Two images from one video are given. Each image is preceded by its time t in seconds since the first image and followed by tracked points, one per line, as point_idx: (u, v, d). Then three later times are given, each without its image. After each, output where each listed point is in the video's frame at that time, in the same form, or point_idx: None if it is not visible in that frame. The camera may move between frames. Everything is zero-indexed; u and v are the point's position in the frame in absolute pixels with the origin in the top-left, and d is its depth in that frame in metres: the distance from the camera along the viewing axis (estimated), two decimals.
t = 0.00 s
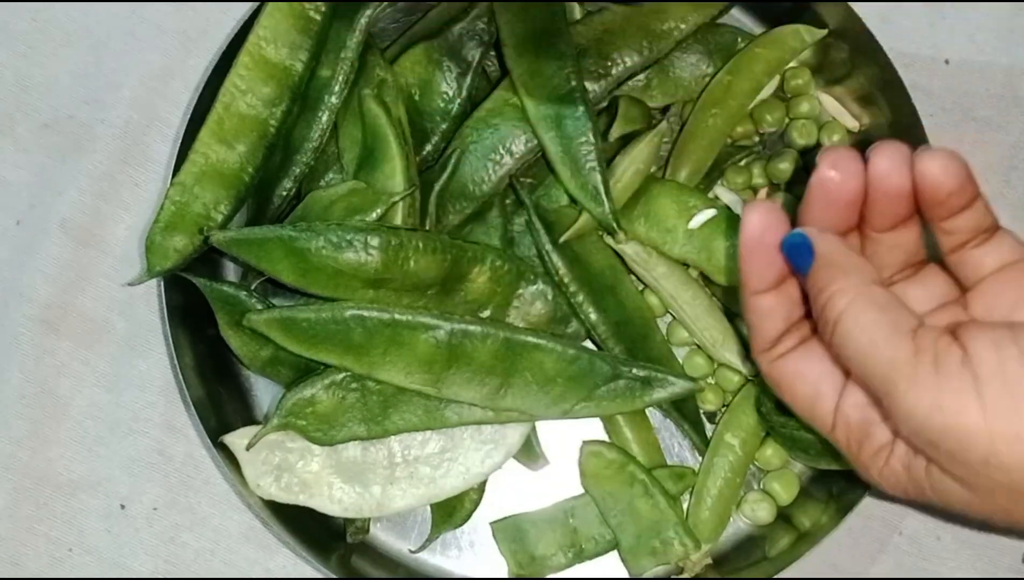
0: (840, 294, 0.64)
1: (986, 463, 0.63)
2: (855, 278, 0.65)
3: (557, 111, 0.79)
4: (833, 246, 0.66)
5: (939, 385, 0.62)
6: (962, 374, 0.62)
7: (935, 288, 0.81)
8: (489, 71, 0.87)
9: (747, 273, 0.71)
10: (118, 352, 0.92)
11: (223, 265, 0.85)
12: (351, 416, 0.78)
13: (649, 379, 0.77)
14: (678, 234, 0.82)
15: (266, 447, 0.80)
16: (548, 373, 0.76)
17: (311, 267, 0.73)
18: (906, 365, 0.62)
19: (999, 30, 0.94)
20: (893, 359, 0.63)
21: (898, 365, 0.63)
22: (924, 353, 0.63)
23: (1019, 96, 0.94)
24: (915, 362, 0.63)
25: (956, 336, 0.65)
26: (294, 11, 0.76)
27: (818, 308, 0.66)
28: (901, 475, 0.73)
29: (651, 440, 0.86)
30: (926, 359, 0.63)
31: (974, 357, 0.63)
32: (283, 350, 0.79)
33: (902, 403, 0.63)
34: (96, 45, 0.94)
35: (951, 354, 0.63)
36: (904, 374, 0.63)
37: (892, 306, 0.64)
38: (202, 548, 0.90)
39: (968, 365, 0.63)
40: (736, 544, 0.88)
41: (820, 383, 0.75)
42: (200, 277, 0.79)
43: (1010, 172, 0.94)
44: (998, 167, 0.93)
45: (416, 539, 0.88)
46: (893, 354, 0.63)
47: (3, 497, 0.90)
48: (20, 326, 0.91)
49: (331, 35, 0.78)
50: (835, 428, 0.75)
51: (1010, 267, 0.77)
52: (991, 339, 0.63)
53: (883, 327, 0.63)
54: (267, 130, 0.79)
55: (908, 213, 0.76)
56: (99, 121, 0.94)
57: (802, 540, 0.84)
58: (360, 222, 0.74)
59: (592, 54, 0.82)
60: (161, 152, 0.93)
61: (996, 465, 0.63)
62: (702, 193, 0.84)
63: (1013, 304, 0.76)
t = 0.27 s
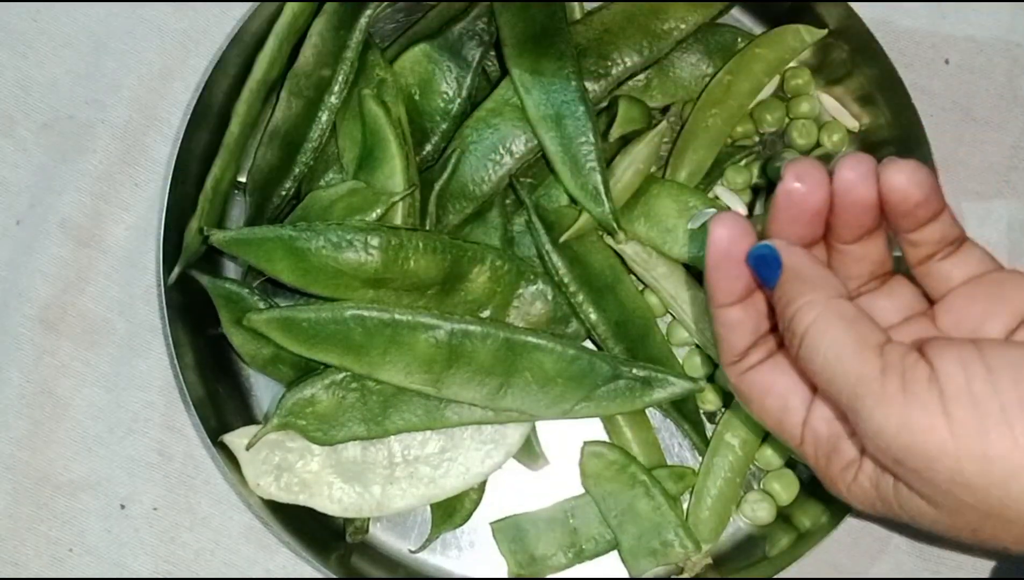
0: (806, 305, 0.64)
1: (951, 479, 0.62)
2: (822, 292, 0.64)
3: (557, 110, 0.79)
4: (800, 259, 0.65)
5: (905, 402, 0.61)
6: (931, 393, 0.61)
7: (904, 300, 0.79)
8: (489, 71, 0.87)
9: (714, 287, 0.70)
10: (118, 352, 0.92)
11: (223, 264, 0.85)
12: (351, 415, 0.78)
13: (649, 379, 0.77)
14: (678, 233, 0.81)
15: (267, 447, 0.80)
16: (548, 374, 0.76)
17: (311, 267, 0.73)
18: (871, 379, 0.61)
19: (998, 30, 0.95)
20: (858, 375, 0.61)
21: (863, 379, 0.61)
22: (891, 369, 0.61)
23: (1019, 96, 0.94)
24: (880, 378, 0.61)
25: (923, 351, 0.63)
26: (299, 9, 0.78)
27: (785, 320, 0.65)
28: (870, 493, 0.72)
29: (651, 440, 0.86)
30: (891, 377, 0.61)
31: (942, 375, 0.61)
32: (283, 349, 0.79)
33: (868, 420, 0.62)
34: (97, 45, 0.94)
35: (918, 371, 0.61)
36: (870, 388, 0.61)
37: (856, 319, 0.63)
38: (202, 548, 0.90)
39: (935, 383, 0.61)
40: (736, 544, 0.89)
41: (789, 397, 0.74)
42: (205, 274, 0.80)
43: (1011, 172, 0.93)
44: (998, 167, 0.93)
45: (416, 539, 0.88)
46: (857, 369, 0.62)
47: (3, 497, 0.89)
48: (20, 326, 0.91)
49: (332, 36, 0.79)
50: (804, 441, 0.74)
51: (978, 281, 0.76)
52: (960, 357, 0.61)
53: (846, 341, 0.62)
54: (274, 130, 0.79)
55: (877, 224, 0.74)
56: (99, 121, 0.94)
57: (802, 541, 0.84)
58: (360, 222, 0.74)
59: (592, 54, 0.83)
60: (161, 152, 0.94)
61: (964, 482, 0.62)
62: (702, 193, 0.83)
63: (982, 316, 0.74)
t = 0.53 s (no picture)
0: (799, 275, 0.61)
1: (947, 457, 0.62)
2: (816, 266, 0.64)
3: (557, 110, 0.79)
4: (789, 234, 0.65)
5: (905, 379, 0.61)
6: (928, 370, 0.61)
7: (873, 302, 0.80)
8: (489, 71, 0.87)
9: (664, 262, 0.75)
10: (118, 353, 0.92)
11: (223, 264, 0.85)
12: (351, 415, 0.78)
13: (649, 379, 0.77)
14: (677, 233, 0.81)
15: (267, 447, 0.80)
16: (548, 373, 0.76)
17: (311, 267, 0.73)
18: (871, 352, 0.61)
19: (998, 29, 0.95)
20: (859, 350, 0.61)
21: (862, 353, 0.61)
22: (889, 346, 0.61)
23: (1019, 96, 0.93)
24: (880, 353, 0.61)
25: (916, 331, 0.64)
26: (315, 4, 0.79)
27: (774, 292, 0.63)
28: (844, 486, 0.72)
29: (651, 440, 0.86)
30: (891, 353, 0.61)
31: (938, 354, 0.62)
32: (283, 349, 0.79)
33: (865, 395, 0.62)
34: (97, 45, 0.94)
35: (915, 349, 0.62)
36: (872, 361, 0.61)
37: (852, 295, 0.63)
38: (202, 548, 0.90)
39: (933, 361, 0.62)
40: (736, 544, 0.89)
41: (764, 390, 0.74)
42: (204, 275, 0.80)
43: (1012, 172, 0.93)
44: (998, 168, 0.93)
45: (416, 539, 0.88)
46: (858, 344, 0.61)
47: (3, 497, 0.89)
48: (20, 327, 0.91)
49: (334, 37, 0.80)
50: (779, 432, 0.74)
51: (945, 290, 0.77)
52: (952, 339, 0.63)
53: (845, 314, 0.61)
54: (273, 129, 0.81)
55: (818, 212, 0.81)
56: (98, 121, 0.94)
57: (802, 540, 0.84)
58: (360, 222, 0.74)
59: (592, 54, 0.83)
60: (161, 153, 0.94)
61: (956, 461, 0.62)
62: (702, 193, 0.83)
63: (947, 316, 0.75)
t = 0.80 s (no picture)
0: (816, 240, 0.61)
1: (933, 428, 0.62)
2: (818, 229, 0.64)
3: (557, 110, 0.79)
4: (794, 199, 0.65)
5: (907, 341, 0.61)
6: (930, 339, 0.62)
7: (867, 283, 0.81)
8: (489, 71, 0.87)
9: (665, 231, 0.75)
10: (118, 353, 0.92)
11: (223, 264, 0.85)
12: (352, 415, 0.78)
13: (649, 379, 0.77)
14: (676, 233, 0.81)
15: (267, 448, 0.80)
16: (548, 373, 0.76)
17: (311, 267, 0.73)
18: (877, 310, 0.61)
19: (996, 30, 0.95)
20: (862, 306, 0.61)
21: (868, 310, 0.61)
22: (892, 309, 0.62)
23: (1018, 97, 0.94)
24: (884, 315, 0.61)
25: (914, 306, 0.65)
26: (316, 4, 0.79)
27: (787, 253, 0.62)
28: (813, 476, 0.69)
29: (650, 440, 0.86)
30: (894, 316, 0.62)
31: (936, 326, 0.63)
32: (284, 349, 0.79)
33: (865, 357, 0.61)
34: (97, 45, 0.94)
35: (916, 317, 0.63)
36: (877, 319, 0.61)
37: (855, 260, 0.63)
38: (203, 547, 0.90)
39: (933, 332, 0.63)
40: (736, 543, 0.89)
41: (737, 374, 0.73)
42: (204, 275, 0.80)
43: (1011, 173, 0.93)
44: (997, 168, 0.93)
45: (416, 540, 0.88)
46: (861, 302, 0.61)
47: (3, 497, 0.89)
48: (20, 327, 0.91)
49: (334, 37, 0.80)
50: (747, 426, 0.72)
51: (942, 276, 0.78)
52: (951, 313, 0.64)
53: (856, 267, 0.61)
54: (273, 129, 0.81)
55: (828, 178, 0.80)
56: (98, 121, 0.94)
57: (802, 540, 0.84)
58: (360, 222, 0.74)
59: (592, 54, 0.83)
60: (161, 153, 0.94)
61: (946, 435, 0.62)
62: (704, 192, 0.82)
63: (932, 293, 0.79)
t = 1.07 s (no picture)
0: (822, 213, 0.60)
1: (929, 400, 0.60)
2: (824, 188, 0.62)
3: (557, 111, 0.78)
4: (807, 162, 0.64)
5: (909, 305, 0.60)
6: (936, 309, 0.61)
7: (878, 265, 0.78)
8: (489, 71, 0.87)
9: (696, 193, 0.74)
10: (118, 353, 0.92)
11: (223, 264, 0.85)
12: (351, 415, 0.78)
13: (649, 379, 0.77)
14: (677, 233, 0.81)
15: (267, 448, 0.80)
16: (548, 373, 0.76)
17: (311, 267, 0.73)
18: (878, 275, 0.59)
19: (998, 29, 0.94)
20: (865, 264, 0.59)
21: (870, 274, 0.59)
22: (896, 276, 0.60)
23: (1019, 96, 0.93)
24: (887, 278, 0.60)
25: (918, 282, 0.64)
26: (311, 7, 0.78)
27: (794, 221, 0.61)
28: (788, 430, 0.66)
29: (651, 441, 0.86)
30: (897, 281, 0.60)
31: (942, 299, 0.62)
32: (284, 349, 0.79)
33: (867, 315, 0.59)
34: (97, 45, 0.94)
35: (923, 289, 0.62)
36: (875, 286, 0.59)
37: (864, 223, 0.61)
38: (203, 547, 0.90)
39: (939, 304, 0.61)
40: (736, 544, 0.89)
41: (718, 320, 0.68)
42: (203, 275, 0.80)
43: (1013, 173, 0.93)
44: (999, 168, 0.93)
45: (416, 540, 0.88)
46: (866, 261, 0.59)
47: (3, 497, 0.89)
48: (20, 327, 0.91)
49: (334, 37, 0.80)
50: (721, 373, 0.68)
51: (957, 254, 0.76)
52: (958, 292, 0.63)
53: (859, 237, 0.60)
54: (273, 129, 0.81)
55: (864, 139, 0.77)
56: (98, 121, 0.94)
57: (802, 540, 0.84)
58: (360, 222, 0.74)
59: (592, 54, 0.83)
60: (161, 153, 0.94)
61: (941, 409, 0.60)
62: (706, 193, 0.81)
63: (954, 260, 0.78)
